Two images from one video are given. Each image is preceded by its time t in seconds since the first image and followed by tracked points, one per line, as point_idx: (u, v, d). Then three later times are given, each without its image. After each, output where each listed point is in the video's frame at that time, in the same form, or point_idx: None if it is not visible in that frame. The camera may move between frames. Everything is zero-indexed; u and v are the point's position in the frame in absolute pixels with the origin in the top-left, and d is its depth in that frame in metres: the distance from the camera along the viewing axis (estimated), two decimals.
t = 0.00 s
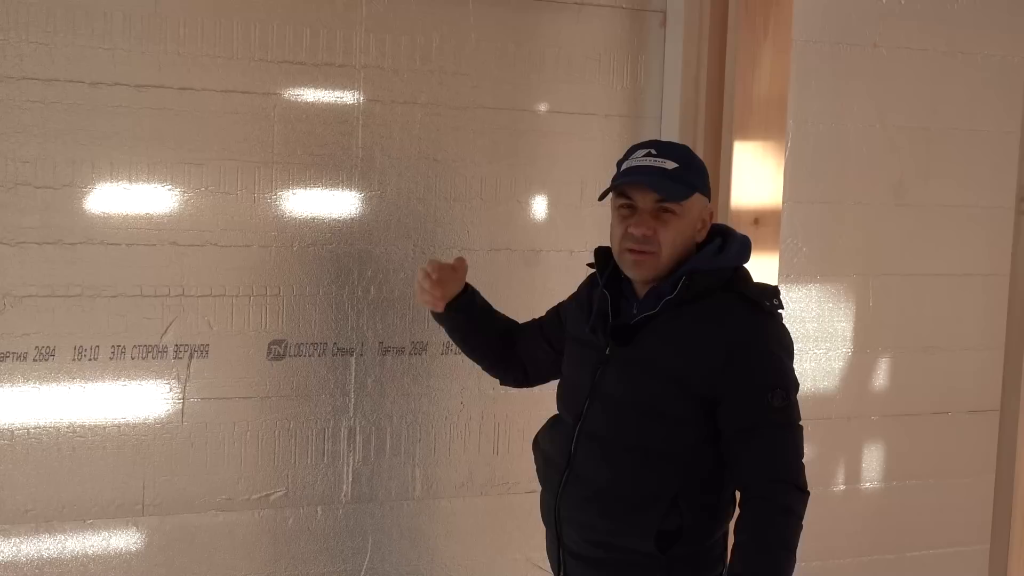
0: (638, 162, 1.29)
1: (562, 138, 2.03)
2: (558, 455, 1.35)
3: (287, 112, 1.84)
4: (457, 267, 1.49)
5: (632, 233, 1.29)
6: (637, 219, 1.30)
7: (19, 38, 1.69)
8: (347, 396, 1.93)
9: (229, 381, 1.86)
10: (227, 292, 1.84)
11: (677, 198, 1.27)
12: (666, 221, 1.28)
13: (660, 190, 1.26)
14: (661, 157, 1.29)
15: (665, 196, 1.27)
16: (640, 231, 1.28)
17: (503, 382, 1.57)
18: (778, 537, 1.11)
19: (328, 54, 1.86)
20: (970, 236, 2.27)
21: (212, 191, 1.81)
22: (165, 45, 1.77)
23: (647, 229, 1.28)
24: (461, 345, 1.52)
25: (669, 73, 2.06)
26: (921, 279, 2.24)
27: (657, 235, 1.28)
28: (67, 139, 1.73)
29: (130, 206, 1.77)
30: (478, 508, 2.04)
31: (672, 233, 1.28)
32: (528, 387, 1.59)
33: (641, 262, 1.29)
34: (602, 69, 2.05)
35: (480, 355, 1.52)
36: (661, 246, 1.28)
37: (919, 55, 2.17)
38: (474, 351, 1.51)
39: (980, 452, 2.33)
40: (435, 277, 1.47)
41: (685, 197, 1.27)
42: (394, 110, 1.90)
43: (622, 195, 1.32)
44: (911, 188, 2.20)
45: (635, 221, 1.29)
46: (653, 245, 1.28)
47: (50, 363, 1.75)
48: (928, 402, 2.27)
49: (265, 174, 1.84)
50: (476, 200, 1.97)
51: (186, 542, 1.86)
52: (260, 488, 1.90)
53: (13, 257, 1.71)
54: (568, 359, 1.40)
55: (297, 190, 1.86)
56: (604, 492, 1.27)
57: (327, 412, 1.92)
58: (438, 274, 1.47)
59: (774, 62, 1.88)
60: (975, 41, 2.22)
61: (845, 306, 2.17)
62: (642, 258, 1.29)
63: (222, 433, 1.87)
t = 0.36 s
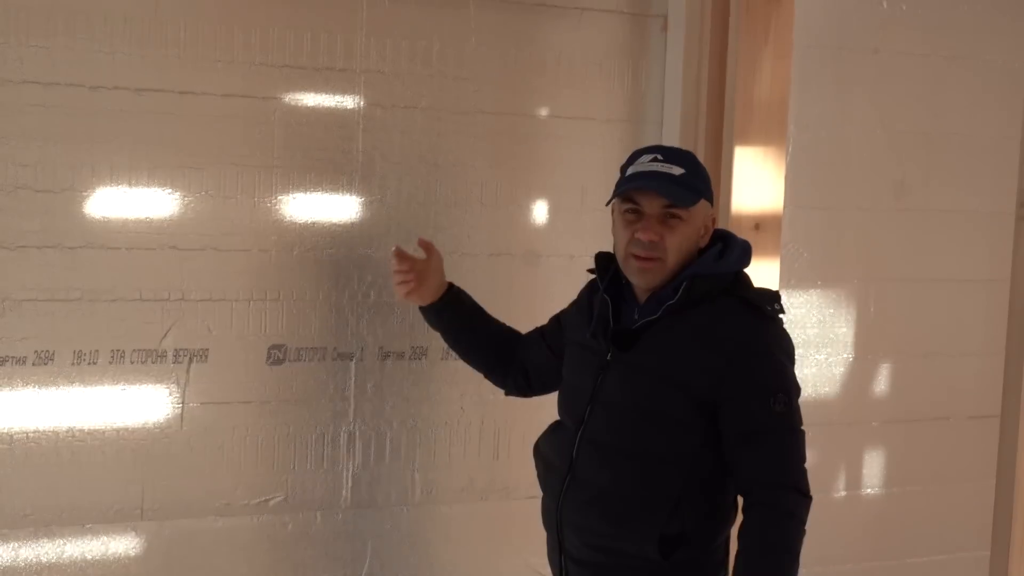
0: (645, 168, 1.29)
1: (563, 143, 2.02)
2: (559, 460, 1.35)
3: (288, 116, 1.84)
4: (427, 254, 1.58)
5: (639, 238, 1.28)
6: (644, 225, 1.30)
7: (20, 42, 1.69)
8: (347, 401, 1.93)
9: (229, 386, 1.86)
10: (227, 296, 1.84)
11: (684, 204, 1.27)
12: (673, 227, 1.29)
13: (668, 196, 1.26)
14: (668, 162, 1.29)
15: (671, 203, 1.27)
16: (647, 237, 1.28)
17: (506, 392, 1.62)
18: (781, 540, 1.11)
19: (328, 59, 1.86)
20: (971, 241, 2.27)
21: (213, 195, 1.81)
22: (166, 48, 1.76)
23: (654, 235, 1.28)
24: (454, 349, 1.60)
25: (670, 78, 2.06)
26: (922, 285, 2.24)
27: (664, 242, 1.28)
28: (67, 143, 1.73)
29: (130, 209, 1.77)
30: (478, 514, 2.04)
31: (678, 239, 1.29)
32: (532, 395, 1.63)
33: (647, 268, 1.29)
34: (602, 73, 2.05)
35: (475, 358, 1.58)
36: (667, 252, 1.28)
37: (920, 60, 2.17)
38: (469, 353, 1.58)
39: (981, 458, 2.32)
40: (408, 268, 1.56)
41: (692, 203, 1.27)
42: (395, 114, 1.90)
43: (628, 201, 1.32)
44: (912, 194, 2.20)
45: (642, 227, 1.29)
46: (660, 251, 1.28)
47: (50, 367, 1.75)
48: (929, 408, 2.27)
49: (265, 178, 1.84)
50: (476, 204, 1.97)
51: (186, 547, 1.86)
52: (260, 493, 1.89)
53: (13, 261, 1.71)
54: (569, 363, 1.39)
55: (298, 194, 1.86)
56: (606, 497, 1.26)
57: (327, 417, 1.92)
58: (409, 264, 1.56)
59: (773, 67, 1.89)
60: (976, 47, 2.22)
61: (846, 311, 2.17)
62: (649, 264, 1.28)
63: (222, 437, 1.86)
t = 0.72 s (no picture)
0: (645, 175, 1.29)
1: (560, 147, 2.03)
2: (557, 464, 1.35)
3: (285, 120, 1.84)
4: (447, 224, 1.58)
5: (638, 246, 1.28)
6: (642, 232, 1.29)
7: (17, 46, 1.69)
8: (344, 405, 1.93)
9: (225, 389, 1.86)
10: (223, 300, 1.84)
11: (683, 211, 1.27)
12: (672, 235, 1.28)
13: (667, 204, 1.26)
14: (667, 170, 1.29)
15: (670, 210, 1.27)
16: (646, 245, 1.28)
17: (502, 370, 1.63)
18: (776, 549, 1.11)
19: (325, 63, 1.86)
20: (968, 246, 2.27)
21: (210, 199, 1.81)
22: (163, 53, 1.77)
23: (653, 242, 1.28)
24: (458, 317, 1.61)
25: (667, 83, 2.07)
26: (918, 289, 2.24)
27: (663, 249, 1.28)
28: (64, 147, 1.73)
29: (127, 213, 1.77)
30: (474, 518, 2.04)
31: (677, 247, 1.28)
32: (527, 380, 1.64)
33: (646, 276, 1.29)
34: (599, 78, 2.05)
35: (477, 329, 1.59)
36: (666, 260, 1.28)
37: (916, 65, 2.18)
38: (471, 322, 1.59)
39: (976, 463, 2.33)
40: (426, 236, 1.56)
41: (691, 211, 1.27)
42: (392, 119, 1.91)
43: (627, 208, 1.31)
44: (908, 198, 2.21)
45: (641, 234, 1.29)
46: (659, 258, 1.28)
47: (47, 370, 1.75)
48: (925, 412, 2.27)
49: (262, 182, 1.84)
50: (473, 208, 1.97)
51: (183, 550, 1.86)
52: (256, 496, 1.89)
53: (9, 265, 1.71)
54: (569, 367, 1.40)
55: (295, 199, 1.86)
56: (603, 502, 1.27)
57: (324, 421, 1.92)
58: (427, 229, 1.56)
59: (770, 72, 1.90)
60: (972, 52, 2.22)
61: (843, 315, 2.17)
62: (648, 271, 1.28)
63: (219, 441, 1.86)
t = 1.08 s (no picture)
0: (647, 182, 1.30)
1: (557, 150, 2.03)
2: (555, 469, 1.36)
3: (283, 123, 1.85)
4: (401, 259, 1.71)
5: (637, 253, 1.29)
6: (643, 239, 1.30)
7: (14, 49, 1.69)
8: (341, 407, 1.93)
9: (223, 391, 1.86)
10: (221, 303, 1.84)
11: (684, 220, 1.27)
12: (672, 243, 1.29)
13: (667, 212, 1.26)
14: (670, 177, 1.29)
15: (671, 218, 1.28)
16: (645, 252, 1.29)
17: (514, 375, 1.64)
18: (771, 561, 1.12)
19: (323, 66, 1.86)
20: (964, 248, 2.28)
21: (207, 202, 1.82)
22: (160, 55, 1.77)
23: (652, 250, 1.29)
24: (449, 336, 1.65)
25: (663, 85, 2.07)
26: (915, 291, 2.25)
27: (662, 257, 1.28)
28: (61, 150, 1.73)
29: (125, 216, 1.78)
30: (471, 520, 2.04)
31: (677, 255, 1.29)
32: (536, 382, 1.65)
33: (644, 283, 1.29)
34: (596, 80, 2.05)
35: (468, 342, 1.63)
36: (666, 268, 1.29)
37: (913, 68, 2.18)
38: (463, 337, 1.63)
39: (973, 464, 2.33)
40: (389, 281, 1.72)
41: (692, 220, 1.27)
42: (389, 121, 1.91)
43: (629, 214, 1.32)
44: (905, 200, 2.21)
45: (641, 241, 1.30)
46: (658, 266, 1.29)
47: (44, 373, 1.75)
48: (921, 414, 2.28)
49: (260, 185, 1.84)
50: (470, 211, 1.98)
51: (180, 552, 1.86)
52: (253, 499, 1.90)
53: (7, 267, 1.72)
54: (568, 373, 1.40)
55: (292, 201, 1.87)
56: (600, 509, 1.27)
57: (321, 423, 1.92)
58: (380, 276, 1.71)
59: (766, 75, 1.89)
60: (969, 54, 2.23)
61: (839, 317, 2.18)
62: (647, 279, 1.29)
63: (216, 443, 1.87)
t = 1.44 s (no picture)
0: (631, 181, 1.30)
1: (556, 149, 2.03)
2: (554, 467, 1.36)
3: (282, 122, 1.85)
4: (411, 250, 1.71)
5: (622, 251, 1.30)
6: (628, 237, 1.31)
7: (13, 48, 1.69)
8: (340, 406, 1.93)
9: (222, 391, 1.86)
10: (220, 302, 1.84)
11: (667, 217, 1.27)
12: (657, 241, 1.29)
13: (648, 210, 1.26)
14: (655, 175, 1.29)
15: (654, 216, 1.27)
16: (630, 251, 1.29)
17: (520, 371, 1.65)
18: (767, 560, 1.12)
19: (322, 65, 1.86)
20: (963, 247, 2.28)
21: (206, 202, 1.82)
22: (160, 55, 1.77)
23: (636, 248, 1.29)
24: (457, 330, 1.65)
25: (662, 84, 2.07)
26: (914, 290, 2.25)
27: (647, 255, 1.29)
28: (60, 149, 1.73)
29: (124, 215, 1.78)
30: (471, 519, 2.04)
31: (662, 252, 1.29)
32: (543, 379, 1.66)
33: (631, 281, 1.30)
34: (596, 80, 2.05)
35: (476, 337, 1.63)
36: (651, 265, 1.29)
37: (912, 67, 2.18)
38: (470, 332, 1.63)
39: (972, 463, 2.33)
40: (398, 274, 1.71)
41: (676, 217, 1.27)
42: (389, 120, 1.91)
43: (617, 213, 1.33)
44: (904, 199, 2.21)
45: (626, 239, 1.31)
46: (643, 264, 1.29)
47: (44, 372, 1.75)
48: (921, 412, 2.28)
49: (259, 184, 1.84)
50: (469, 210, 1.98)
51: (180, 551, 1.86)
52: (253, 498, 1.90)
53: (6, 267, 1.72)
54: (567, 370, 1.40)
55: (291, 200, 1.87)
56: (597, 507, 1.27)
57: (320, 422, 1.93)
58: (391, 268, 1.71)
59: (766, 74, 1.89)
60: (968, 53, 2.23)
61: (838, 316, 2.18)
62: (633, 277, 1.30)
63: (216, 442, 1.87)
